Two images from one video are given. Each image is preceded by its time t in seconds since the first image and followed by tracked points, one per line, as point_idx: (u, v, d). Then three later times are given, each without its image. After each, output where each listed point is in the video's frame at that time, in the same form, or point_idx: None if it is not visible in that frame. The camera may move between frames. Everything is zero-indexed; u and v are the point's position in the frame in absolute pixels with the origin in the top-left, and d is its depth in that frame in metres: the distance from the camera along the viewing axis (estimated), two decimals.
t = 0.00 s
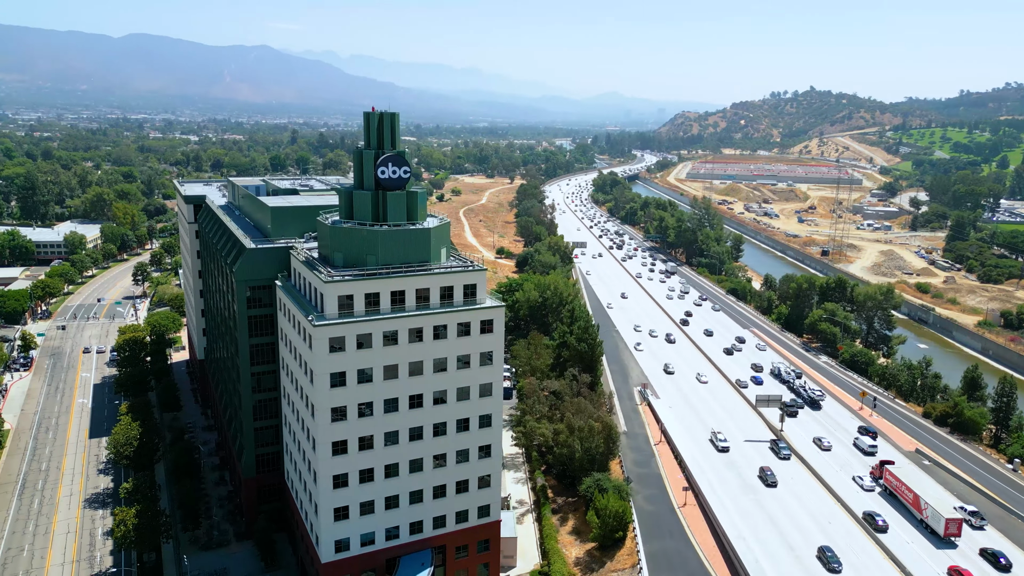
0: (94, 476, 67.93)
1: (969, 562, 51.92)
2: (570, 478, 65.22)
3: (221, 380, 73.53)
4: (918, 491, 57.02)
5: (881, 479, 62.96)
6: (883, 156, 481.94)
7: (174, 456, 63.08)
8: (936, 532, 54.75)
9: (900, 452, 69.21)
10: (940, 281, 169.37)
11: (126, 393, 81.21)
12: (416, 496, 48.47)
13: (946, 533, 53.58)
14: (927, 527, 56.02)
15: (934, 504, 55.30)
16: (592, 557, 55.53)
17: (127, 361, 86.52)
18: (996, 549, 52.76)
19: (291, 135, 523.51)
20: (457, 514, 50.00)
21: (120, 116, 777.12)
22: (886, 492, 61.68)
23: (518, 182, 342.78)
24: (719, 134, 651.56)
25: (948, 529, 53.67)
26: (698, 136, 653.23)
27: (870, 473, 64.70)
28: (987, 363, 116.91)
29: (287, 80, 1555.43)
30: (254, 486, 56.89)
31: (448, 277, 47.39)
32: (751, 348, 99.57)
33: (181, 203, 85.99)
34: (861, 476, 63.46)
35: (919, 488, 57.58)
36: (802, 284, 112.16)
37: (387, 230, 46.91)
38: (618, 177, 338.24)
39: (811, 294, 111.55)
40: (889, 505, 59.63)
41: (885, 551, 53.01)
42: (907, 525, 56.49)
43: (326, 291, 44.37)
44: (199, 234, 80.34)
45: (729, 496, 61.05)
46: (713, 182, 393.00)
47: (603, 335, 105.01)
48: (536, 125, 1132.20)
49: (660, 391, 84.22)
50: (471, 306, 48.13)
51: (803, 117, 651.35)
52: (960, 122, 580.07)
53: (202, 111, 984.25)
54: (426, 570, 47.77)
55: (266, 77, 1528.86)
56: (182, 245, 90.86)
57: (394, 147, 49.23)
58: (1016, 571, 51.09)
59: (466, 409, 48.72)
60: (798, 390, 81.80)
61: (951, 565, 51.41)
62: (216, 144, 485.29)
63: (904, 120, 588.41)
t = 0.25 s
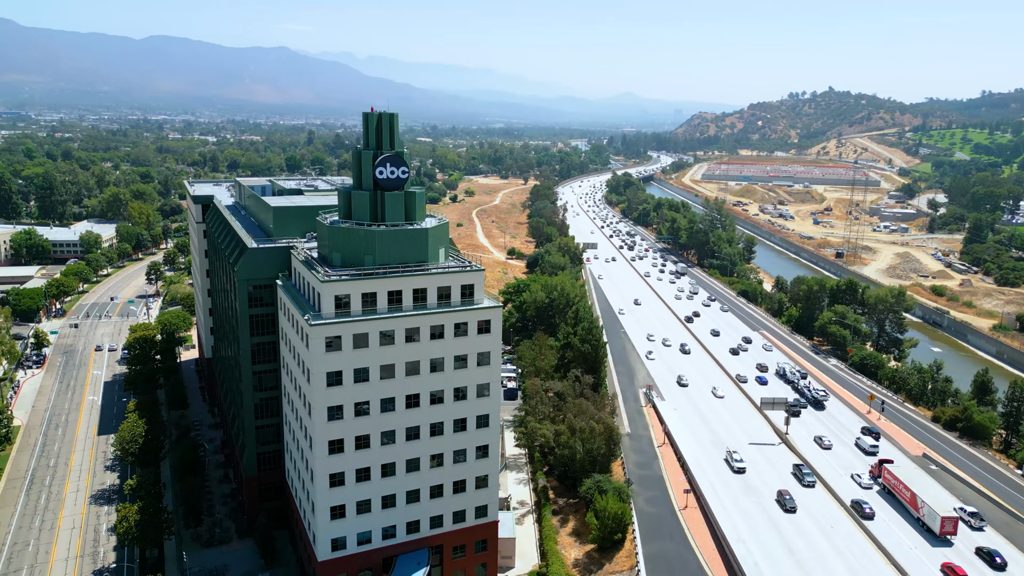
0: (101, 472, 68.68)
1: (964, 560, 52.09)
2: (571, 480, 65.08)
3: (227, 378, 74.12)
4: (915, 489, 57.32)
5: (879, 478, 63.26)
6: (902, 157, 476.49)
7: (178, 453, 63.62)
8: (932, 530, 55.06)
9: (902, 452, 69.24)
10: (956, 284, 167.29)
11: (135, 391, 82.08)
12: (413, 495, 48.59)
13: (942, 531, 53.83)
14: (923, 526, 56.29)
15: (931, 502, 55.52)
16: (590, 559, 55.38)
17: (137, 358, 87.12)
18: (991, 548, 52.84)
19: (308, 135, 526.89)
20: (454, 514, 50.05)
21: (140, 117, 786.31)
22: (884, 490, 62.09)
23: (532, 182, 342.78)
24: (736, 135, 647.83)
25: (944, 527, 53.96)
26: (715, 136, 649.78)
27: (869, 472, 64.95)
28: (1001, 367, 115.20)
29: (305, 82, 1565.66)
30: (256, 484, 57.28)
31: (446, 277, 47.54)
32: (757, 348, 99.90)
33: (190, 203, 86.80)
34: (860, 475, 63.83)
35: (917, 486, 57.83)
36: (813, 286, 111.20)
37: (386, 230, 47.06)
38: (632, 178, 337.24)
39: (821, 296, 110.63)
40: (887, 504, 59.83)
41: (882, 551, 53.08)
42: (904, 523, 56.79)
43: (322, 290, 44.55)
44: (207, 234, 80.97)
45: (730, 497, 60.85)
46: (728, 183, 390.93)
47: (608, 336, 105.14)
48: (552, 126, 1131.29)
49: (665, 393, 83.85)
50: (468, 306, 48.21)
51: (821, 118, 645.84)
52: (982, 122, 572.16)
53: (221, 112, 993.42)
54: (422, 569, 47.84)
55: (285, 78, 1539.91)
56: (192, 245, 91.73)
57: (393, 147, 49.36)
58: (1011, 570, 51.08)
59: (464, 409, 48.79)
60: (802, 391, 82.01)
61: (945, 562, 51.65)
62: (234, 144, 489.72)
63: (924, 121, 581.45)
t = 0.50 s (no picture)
0: (108, 469, 69.43)
1: (959, 558, 52.55)
2: (573, 481, 64.98)
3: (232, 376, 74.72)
4: (913, 488, 57.77)
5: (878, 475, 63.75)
6: (922, 158, 470.52)
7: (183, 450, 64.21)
8: (928, 527, 55.56)
9: (902, 451, 69.39)
10: (972, 287, 164.98)
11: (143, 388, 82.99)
12: (410, 494, 48.73)
13: (938, 529, 54.37)
14: (921, 524, 56.77)
15: (928, 500, 56.03)
16: (589, 560, 55.28)
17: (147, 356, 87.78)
18: (988, 546, 53.20)
19: (325, 136, 530.25)
20: (451, 514, 50.12)
21: (160, 118, 794.89)
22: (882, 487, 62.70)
23: (546, 183, 342.56)
24: (753, 136, 643.21)
25: (940, 525, 54.45)
26: (732, 137, 645.69)
27: (869, 470, 65.33)
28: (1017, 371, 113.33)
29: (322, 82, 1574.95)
30: (257, 482, 57.69)
31: (443, 277, 47.59)
32: (763, 348, 99.97)
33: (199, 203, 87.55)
34: (859, 472, 64.30)
35: (915, 484, 58.31)
36: (823, 287, 110.19)
37: (384, 229, 47.20)
38: (646, 179, 336.01)
39: (832, 299, 109.51)
40: (885, 502, 60.27)
41: (880, 549, 53.40)
42: (901, 520, 57.30)
43: (319, 290, 44.77)
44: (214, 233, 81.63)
45: (731, 498, 60.77)
46: (744, 184, 388.39)
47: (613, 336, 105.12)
48: (568, 126, 1129.80)
49: (671, 395, 83.44)
50: (465, 306, 48.24)
51: (840, 118, 639.34)
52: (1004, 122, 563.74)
53: (240, 113, 1002.19)
54: (418, 569, 47.94)
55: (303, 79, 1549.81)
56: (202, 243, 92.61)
57: (392, 147, 49.54)
58: (1007, 568, 51.46)
59: (461, 409, 48.85)
60: (806, 391, 82.02)
61: (939, 559, 52.17)
62: (252, 144, 493.88)
63: (945, 121, 573.87)
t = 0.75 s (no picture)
0: (115, 465, 70.21)
1: (955, 556, 52.76)
2: (574, 482, 64.86)
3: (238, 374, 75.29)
4: (911, 486, 58.04)
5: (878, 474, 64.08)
6: (942, 159, 464.42)
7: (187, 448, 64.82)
8: (925, 526, 55.80)
9: (905, 452, 69.37)
10: (989, 289, 162.66)
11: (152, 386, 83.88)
12: (407, 494, 48.82)
13: (935, 527, 54.54)
14: (918, 522, 57.00)
15: (926, 498, 56.23)
16: (588, 561, 55.15)
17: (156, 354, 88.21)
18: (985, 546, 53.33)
19: (341, 137, 533.39)
20: (448, 513, 50.21)
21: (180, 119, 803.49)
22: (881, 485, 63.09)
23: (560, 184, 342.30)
24: (770, 137, 638.64)
25: (937, 523, 54.70)
26: (749, 138, 641.46)
27: (869, 469, 65.66)
28: None
29: (340, 84, 1583.98)
30: (258, 480, 58.15)
31: (441, 277, 47.69)
32: (770, 349, 100.08)
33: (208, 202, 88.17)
34: (858, 470, 64.70)
35: (913, 483, 58.57)
36: (834, 289, 109.00)
37: (382, 229, 47.39)
38: (661, 180, 334.67)
39: (843, 301, 108.33)
40: (884, 501, 60.54)
41: (877, 548, 53.51)
42: (899, 519, 57.60)
43: (317, 289, 45.01)
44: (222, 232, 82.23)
45: (732, 500, 60.59)
46: (760, 185, 385.70)
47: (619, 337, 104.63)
48: (584, 127, 1127.82)
49: (677, 397, 83.07)
50: (462, 306, 48.27)
51: (859, 119, 633.05)
52: None
53: (258, 114, 1010.65)
54: (414, 569, 48.06)
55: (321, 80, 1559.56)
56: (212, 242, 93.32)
57: (391, 148, 49.75)
58: (1003, 567, 51.55)
59: (458, 409, 48.89)
60: (811, 391, 82.07)
61: (934, 556, 52.51)
62: (269, 145, 498.18)
63: (966, 121, 566.10)
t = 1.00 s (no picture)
0: (122, 462, 71.02)
1: (951, 554, 52.97)
2: (575, 484, 64.79)
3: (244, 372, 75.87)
4: (909, 484, 58.28)
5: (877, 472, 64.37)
6: (963, 160, 458.41)
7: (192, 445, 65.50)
8: (923, 523, 56.04)
9: (907, 452, 69.44)
10: (1006, 292, 160.36)
11: (161, 384, 84.81)
12: (404, 493, 48.92)
13: (932, 525, 54.75)
14: (916, 520, 57.26)
15: (924, 497, 56.43)
16: (587, 563, 55.02)
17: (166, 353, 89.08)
18: (981, 544, 53.50)
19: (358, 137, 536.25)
20: (445, 513, 50.25)
21: (199, 120, 811.87)
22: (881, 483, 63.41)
23: (574, 184, 341.79)
24: (788, 138, 633.72)
25: (934, 521, 54.94)
26: (766, 139, 636.92)
27: (869, 467, 65.98)
28: None
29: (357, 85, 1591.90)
30: (260, 478, 58.62)
31: (438, 277, 47.78)
32: (777, 350, 100.03)
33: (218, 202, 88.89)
34: (858, 469, 65.07)
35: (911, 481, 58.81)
36: (844, 292, 107.84)
37: (380, 229, 47.56)
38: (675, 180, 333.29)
39: (854, 302, 107.11)
40: (883, 499, 60.84)
41: (874, 548, 53.70)
42: (896, 517, 57.90)
43: (314, 289, 45.22)
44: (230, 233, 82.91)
45: (734, 503, 60.28)
46: (776, 186, 382.95)
47: (626, 339, 104.35)
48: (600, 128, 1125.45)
49: (682, 398, 82.74)
50: (460, 307, 48.33)
51: (879, 120, 626.60)
52: None
53: (276, 114, 1018.58)
54: (410, 568, 48.14)
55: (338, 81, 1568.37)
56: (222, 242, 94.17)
57: (390, 148, 49.94)
58: (1000, 566, 51.70)
59: (455, 409, 48.94)
60: (815, 391, 82.18)
61: (928, 552, 52.91)
62: (286, 146, 501.86)
63: (988, 121, 558.44)
